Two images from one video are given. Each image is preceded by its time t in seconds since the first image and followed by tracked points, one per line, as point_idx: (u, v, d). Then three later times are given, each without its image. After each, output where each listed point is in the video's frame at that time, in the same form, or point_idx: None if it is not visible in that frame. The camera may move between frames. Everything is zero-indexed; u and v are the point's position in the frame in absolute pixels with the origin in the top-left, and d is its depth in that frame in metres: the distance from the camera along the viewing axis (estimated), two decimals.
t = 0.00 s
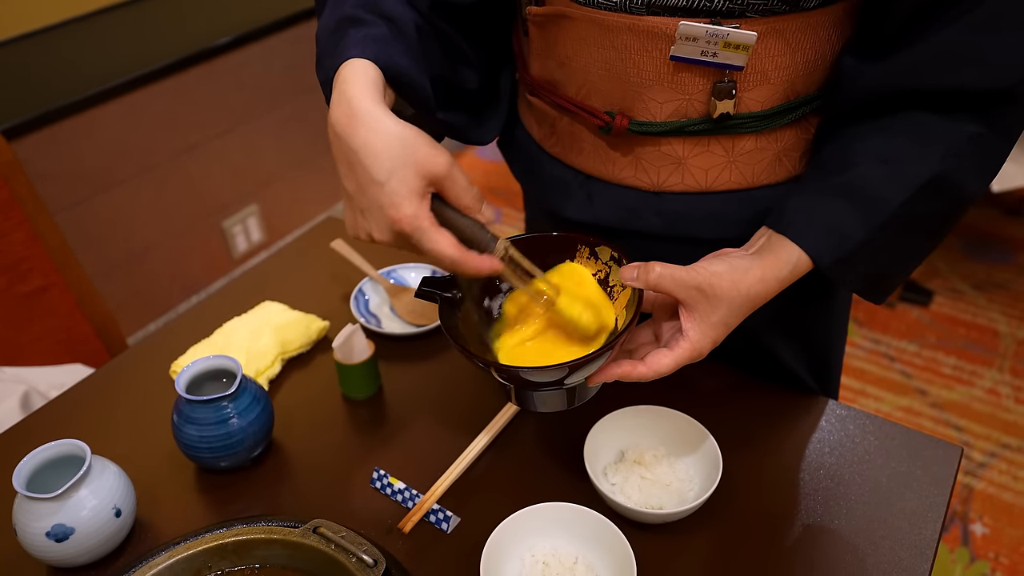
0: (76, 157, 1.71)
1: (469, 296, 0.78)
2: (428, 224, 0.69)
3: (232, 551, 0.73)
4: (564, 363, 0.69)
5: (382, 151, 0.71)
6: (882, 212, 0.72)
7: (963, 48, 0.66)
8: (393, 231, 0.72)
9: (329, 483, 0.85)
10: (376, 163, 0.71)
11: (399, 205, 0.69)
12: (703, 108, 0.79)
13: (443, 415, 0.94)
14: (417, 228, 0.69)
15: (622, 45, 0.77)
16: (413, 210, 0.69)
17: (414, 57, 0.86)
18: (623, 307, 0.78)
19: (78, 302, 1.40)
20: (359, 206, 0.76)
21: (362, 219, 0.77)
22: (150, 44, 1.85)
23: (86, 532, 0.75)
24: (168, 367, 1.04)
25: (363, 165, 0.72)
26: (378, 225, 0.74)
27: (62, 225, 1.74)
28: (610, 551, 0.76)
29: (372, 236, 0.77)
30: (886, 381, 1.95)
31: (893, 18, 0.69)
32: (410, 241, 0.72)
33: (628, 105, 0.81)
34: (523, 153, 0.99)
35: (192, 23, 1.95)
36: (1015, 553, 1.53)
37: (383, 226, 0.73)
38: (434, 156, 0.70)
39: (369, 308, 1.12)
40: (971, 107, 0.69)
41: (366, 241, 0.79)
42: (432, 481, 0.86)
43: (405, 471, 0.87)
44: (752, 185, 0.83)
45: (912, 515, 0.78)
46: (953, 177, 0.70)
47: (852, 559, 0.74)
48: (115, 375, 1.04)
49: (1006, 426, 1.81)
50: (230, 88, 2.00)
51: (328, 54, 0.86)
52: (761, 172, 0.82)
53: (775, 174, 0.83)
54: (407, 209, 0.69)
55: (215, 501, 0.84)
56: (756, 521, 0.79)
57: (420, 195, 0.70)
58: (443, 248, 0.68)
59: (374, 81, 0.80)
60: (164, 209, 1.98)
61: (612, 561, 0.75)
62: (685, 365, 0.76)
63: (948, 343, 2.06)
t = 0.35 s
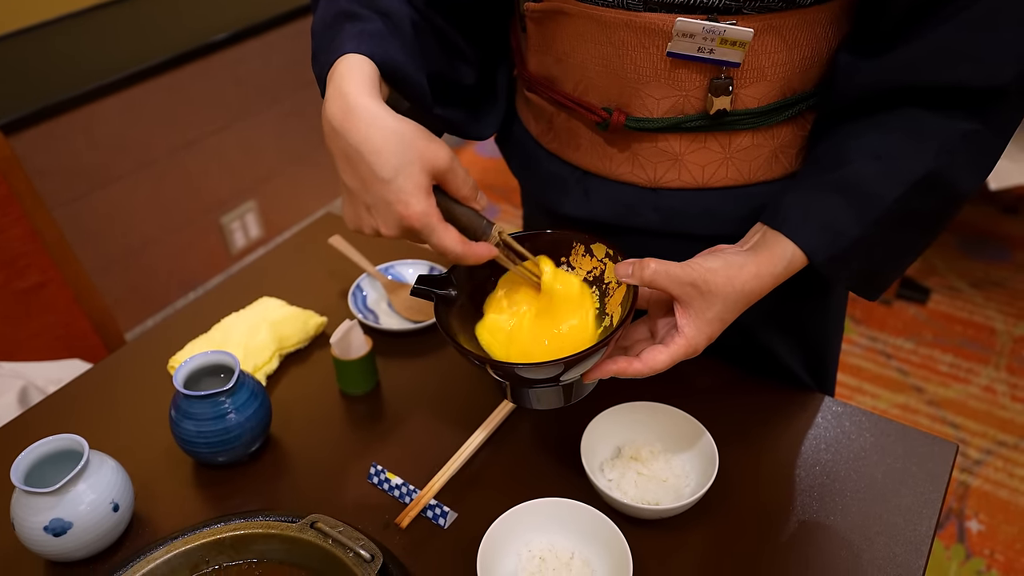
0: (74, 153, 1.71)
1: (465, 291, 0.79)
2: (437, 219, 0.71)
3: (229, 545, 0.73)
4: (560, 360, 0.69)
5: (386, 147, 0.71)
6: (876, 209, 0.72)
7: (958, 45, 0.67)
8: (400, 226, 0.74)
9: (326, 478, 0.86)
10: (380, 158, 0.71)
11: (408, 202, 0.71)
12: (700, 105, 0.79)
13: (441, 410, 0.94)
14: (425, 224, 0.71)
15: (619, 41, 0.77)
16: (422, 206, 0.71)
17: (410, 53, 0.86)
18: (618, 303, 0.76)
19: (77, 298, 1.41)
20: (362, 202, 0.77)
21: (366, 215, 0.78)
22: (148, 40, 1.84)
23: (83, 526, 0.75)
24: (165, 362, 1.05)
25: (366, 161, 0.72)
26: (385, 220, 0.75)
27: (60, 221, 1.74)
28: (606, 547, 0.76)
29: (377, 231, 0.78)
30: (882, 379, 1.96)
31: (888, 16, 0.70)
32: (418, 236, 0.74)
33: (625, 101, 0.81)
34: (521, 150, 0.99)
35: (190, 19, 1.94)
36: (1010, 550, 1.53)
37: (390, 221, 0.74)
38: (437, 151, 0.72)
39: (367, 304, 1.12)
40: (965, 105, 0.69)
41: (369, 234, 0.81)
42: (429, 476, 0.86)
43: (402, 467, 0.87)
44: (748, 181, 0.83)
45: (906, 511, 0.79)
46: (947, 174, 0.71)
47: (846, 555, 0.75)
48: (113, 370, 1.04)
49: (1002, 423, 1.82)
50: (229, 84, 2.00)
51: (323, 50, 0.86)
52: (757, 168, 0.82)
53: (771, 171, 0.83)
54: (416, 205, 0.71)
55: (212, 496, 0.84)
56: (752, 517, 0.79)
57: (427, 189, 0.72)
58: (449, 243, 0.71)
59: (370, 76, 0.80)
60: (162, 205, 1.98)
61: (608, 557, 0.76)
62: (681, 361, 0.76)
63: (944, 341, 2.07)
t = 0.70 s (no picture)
0: (73, 150, 1.71)
1: (464, 290, 0.79)
2: (421, 233, 0.71)
3: (228, 542, 0.73)
4: (558, 358, 0.69)
5: (382, 155, 0.71)
6: (874, 206, 0.72)
7: (955, 43, 0.67)
8: (383, 235, 0.73)
9: (325, 476, 0.86)
10: (373, 165, 0.71)
11: (395, 212, 0.70)
12: (699, 102, 0.79)
13: (439, 408, 0.94)
14: (409, 235, 0.71)
15: (619, 39, 0.77)
16: (409, 218, 0.70)
17: (409, 55, 0.86)
18: (616, 301, 0.78)
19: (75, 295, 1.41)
20: (349, 207, 0.76)
21: (351, 220, 0.77)
22: (147, 36, 1.84)
23: (83, 523, 0.75)
24: (164, 359, 1.05)
25: (360, 167, 0.71)
26: (369, 227, 0.74)
27: (59, 218, 1.74)
28: (605, 544, 0.76)
29: (360, 237, 0.77)
30: (880, 376, 1.96)
31: (885, 14, 0.70)
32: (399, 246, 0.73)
33: (624, 99, 0.81)
34: (520, 147, 0.99)
35: (189, 16, 1.94)
36: (1007, 547, 1.54)
37: (375, 230, 0.73)
38: (430, 167, 0.73)
39: (366, 302, 1.12)
40: (962, 103, 0.69)
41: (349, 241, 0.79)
42: (428, 474, 0.86)
43: (402, 464, 0.87)
44: (747, 179, 0.83)
45: (904, 508, 0.79)
46: (944, 171, 0.71)
47: (844, 552, 0.75)
48: (113, 368, 1.04)
49: (1000, 421, 1.82)
50: (227, 81, 1.99)
51: (321, 50, 0.86)
52: (755, 166, 0.82)
53: (770, 169, 0.83)
54: (404, 216, 0.70)
55: (212, 493, 0.85)
56: (750, 515, 0.80)
57: (415, 203, 0.71)
58: (431, 258, 0.71)
59: (369, 79, 0.80)
60: (161, 202, 1.98)
61: (607, 555, 0.76)
62: (679, 358, 0.76)
63: (942, 339, 2.07)
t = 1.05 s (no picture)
0: (71, 147, 1.71)
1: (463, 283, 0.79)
2: (411, 227, 0.71)
3: (227, 540, 0.73)
4: (556, 350, 0.69)
5: (373, 149, 0.71)
6: (873, 205, 0.72)
7: (954, 42, 0.67)
8: (374, 228, 0.74)
9: (323, 473, 0.86)
10: (364, 158, 0.71)
11: (384, 205, 0.71)
12: (698, 101, 0.79)
13: (438, 405, 0.94)
14: (398, 229, 0.71)
15: (617, 37, 0.77)
16: (399, 212, 0.71)
17: (405, 48, 0.86)
18: (614, 296, 0.77)
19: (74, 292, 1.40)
20: (342, 198, 0.77)
21: (344, 212, 0.78)
22: (145, 33, 1.84)
23: (81, 520, 0.75)
24: (163, 356, 1.04)
25: (352, 160, 0.72)
26: (360, 218, 0.75)
27: (56, 214, 1.73)
28: (603, 542, 0.76)
29: (353, 231, 0.78)
30: (878, 375, 1.97)
31: (884, 13, 0.70)
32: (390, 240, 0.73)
33: (623, 96, 0.81)
34: (519, 145, 0.99)
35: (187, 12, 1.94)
36: (1004, 545, 1.54)
37: (367, 222, 0.74)
38: (423, 159, 0.72)
39: (364, 299, 1.12)
40: (961, 101, 0.69)
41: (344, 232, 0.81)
42: (426, 471, 0.86)
43: (400, 462, 0.87)
44: (746, 177, 0.83)
45: (901, 505, 0.79)
46: (943, 169, 0.71)
47: (842, 549, 0.75)
48: (111, 365, 1.04)
49: (997, 420, 1.83)
50: (226, 78, 1.99)
51: (319, 44, 0.86)
52: (754, 164, 0.82)
53: (769, 167, 0.83)
54: (393, 210, 0.70)
55: (210, 490, 0.85)
56: (748, 512, 0.80)
57: (408, 197, 0.71)
58: (422, 253, 0.70)
59: (366, 73, 0.80)
60: (160, 200, 1.98)
61: (605, 552, 0.76)
62: (676, 354, 0.76)
63: (940, 337, 2.07)
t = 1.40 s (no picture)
0: (70, 144, 1.70)
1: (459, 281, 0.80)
2: (440, 210, 0.71)
3: (226, 537, 0.73)
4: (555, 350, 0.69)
5: (388, 138, 0.70)
6: (872, 204, 0.72)
7: (953, 42, 0.67)
8: (402, 218, 0.73)
9: (323, 470, 0.86)
10: (382, 149, 0.70)
11: (411, 194, 0.70)
12: (698, 100, 0.79)
13: (438, 402, 0.94)
14: (429, 214, 0.71)
15: (617, 36, 0.77)
16: (426, 198, 0.70)
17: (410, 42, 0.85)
18: (612, 296, 0.77)
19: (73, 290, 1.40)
20: (363, 192, 0.76)
21: (369, 205, 0.77)
22: (143, 31, 1.83)
23: (80, 517, 0.75)
24: (163, 354, 1.04)
25: (369, 152, 0.71)
26: (386, 210, 0.74)
27: (55, 212, 1.73)
28: (602, 539, 0.77)
29: (379, 221, 0.77)
30: (876, 373, 1.97)
31: (885, 12, 0.70)
32: (420, 227, 0.73)
33: (622, 95, 0.81)
34: (519, 144, 0.99)
35: (185, 10, 1.93)
36: (1002, 543, 1.55)
37: (394, 213, 0.73)
38: (440, 141, 0.72)
39: (364, 297, 1.12)
40: (960, 101, 0.69)
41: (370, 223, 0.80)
42: (425, 468, 0.86)
43: (399, 459, 0.87)
44: (745, 176, 0.83)
45: (900, 502, 0.79)
46: (942, 169, 0.71)
47: (840, 546, 0.76)
48: (111, 363, 1.04)
49: (995, 418, 1.83)
50: (225, 75, 1.99)
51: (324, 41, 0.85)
52: (754, 163, 0.83)
53: (768, 166, 0.83)
54: (421, 197, 0.70)
55: (210, 488, 0.85)
56: (746, 510, 0.80)
57: (431, 181, 0.71)
58: (454, 231, 0.72)
59: (373, 64, 0.79)
60: (158, 197, 1.97)
61: (604, 550, 0.76)
62: (675, 354, 0.77)
63: (938, 336, 2.08)
